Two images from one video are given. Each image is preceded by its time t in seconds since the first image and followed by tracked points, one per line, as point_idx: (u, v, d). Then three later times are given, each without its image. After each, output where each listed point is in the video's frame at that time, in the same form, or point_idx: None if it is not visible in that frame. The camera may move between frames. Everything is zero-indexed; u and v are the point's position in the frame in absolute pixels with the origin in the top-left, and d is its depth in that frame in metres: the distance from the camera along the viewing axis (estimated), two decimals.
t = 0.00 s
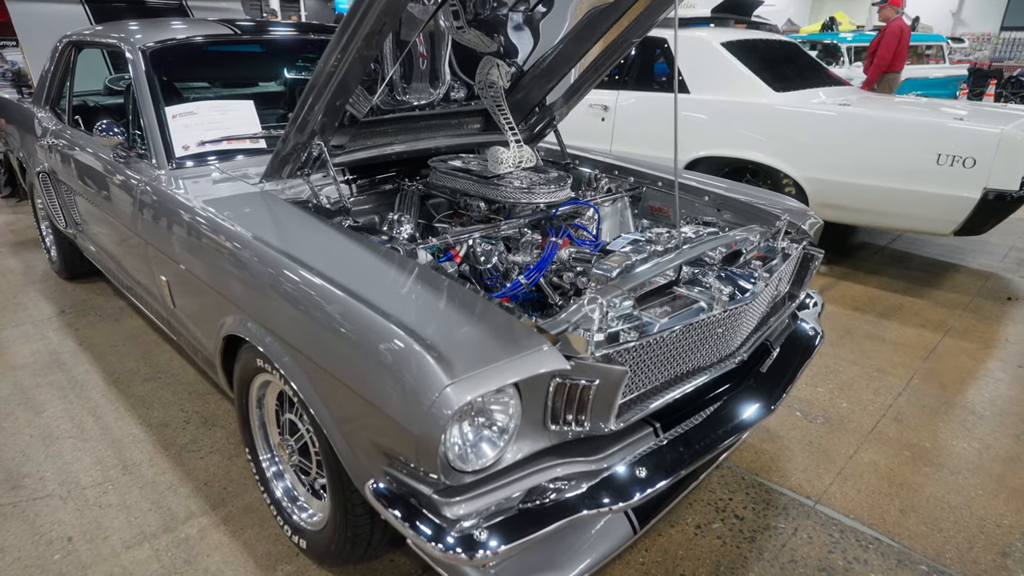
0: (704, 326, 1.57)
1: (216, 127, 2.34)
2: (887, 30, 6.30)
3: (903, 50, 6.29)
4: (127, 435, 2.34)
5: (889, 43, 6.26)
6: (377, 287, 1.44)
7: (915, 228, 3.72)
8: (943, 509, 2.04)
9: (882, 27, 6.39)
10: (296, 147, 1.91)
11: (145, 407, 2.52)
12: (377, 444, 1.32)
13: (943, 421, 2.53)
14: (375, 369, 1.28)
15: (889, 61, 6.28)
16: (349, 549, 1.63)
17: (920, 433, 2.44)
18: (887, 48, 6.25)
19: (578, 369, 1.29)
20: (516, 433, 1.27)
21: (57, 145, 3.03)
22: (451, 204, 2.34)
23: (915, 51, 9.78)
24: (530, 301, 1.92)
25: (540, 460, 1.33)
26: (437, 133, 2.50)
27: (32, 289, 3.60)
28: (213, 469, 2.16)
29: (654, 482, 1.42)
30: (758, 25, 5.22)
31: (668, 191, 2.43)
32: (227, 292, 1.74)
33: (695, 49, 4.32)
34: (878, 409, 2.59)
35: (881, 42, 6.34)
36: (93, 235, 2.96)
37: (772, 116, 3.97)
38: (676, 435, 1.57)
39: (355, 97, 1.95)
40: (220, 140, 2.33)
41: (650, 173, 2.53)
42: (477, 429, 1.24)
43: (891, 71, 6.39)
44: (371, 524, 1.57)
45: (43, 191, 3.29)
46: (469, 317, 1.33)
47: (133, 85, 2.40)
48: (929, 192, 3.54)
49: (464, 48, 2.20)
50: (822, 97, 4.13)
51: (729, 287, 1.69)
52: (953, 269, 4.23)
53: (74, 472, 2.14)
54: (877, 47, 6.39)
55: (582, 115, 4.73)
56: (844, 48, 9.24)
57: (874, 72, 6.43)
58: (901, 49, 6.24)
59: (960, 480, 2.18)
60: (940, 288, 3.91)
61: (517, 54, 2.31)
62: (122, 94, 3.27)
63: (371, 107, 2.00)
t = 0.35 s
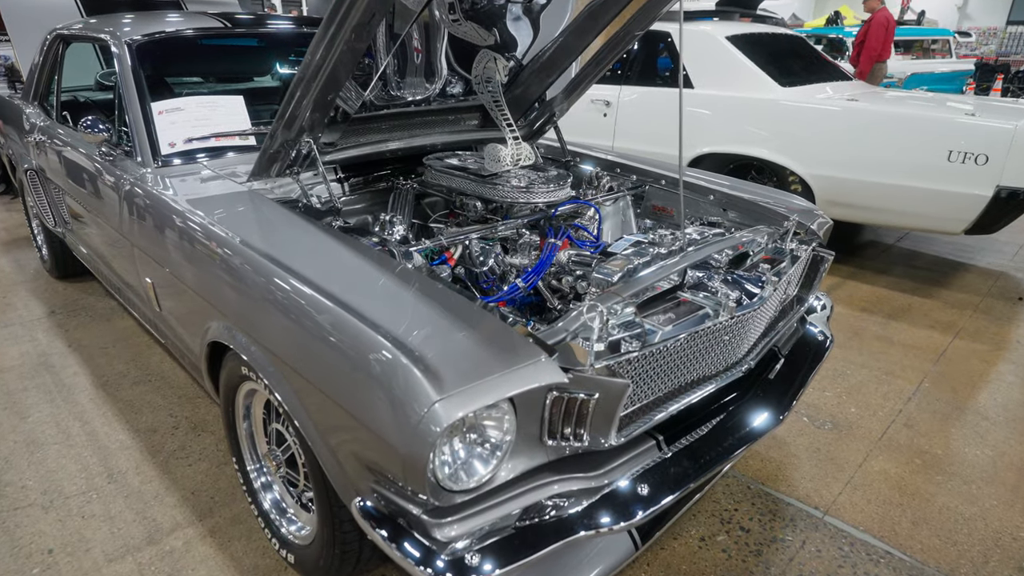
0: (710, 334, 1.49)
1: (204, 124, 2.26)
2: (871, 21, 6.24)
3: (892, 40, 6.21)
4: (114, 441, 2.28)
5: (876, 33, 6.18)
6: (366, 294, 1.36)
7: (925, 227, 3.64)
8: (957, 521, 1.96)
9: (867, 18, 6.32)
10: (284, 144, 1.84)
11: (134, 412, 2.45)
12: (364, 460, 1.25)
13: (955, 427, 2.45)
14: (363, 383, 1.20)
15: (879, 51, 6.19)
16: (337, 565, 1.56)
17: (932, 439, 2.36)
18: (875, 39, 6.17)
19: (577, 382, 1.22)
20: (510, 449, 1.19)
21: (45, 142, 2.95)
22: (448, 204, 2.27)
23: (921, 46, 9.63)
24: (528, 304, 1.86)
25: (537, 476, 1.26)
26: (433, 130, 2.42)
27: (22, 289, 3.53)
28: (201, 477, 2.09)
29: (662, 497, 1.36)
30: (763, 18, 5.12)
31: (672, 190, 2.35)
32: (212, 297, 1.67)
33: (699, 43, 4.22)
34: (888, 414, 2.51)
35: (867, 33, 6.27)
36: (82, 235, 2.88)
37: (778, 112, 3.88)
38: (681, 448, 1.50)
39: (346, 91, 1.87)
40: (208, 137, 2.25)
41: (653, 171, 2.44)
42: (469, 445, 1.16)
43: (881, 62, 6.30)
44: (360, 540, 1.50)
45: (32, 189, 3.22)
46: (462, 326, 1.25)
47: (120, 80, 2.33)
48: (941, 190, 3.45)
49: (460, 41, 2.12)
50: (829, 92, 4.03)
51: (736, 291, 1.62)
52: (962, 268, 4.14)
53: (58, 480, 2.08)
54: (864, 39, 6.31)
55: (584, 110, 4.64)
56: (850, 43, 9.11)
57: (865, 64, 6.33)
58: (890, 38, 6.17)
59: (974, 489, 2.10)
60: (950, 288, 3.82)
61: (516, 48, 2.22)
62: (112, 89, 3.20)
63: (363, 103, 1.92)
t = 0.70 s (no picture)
0: (714, 340, 1.42)
1: (190, 119, 2.19)
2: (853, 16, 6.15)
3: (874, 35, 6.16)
4: (99, 446, 2.22)
5: (859, 30, 6.12)
6: (351, 302, 1.29)
7: (933, 224, 3.56)
8: (967, 531, 1.90)
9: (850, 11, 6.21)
10: (269, 141, 1.76)
11: (121, 415, 2.39)
12: (348, 478, 1.18)
13: (965, 431, 2.38)
14: (347, 399, 1.13)
15: (862, 48, 6.15)
16: None
17: (941, 444, 2.29)
18: (858, 36, 6.12)
19: (572, 396, 1.15)
20: (500, 465, 1.13)
21: (31, 137, 2.88)
22: (442, 202, 2.20)
23: (926, 38, 9.49)
24: (523, 307, 1.79)
25: (531, 493, 1.20)
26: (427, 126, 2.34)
27: (11, 286, 3.47)
28: (188, 484, 2.03)
29: (670, 508, 1.32)
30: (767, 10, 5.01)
31: (673, 188, 2.27)
32: (195, 302, 1.60)
33: (702, 36, 4.12)
34: (896, 418, 2.44)
35: (850, 28, 6.19)
36: (69, 232, 2.82)
37: (783, 106, 3.79)
38: (683, 460, 1.44)
39: (335, 86, 1.79)
40: (194, 133, 2.19)
41: (654, 167, 2.37)
42: (456, 462, 1.10)
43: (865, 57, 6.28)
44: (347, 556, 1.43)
45: (21, 185, 3.16)
46: (451, 337, 1.18)
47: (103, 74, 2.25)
48: (950, 186, 3.37)
49: (453, 33, 2.04)
50: (835, 85, 3.94)
51: (740, 296, 1.54)
52: (970, 266, 4.06)
53: (41, 487, 2.02)
54: (847, 35, 6.25)
55: (584, 104, 4.56)
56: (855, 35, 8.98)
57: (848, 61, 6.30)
58: (872, 33, 6.12)
59: (985, 498, 2.04)
60: (958, 286, 3.74)
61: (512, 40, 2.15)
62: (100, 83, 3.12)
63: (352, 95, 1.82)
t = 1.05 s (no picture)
0: (716, 344, 1.34)
1: (174, 110, 2.12)
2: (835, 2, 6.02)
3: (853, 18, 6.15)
4: (85, 446, 2.16)
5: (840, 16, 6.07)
6: (333, 304, 1.21)
7: (942, 217, 3.48)
8: (978, 537, 1.84)
9: None
10: (252, 133, 1.68)
11: (108, 414, 2.33)
12: (329, 491, 1.12)
13: (975, 432, 2.32)
14: (328, 410, 1.06)
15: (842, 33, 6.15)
16: None
17: (950, 445, 2.23)
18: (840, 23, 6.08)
19: (565, 406, 1.08)
20: (488, 479, 1.06)
21: (16, 127, 2.81)
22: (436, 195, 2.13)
23: (934, 25, 9.32)
24: (518, 305, 1.73)
25: (523, 505, 1.13)
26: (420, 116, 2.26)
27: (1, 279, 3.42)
28: (175, 486, 1.98)
29: (678, 515, 1.27)
30: None
31: (675, 181, 2.19)
32: (176, 301, 1.54)
33: (706, 22, 4.01)
34: (903, 418, 2.37)
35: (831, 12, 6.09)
36: (55, 225, 2.75)
37: (789, 95, 3.70)
38: (686, 467, 1.39)
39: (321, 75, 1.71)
40: (178, 124, 2.12)
41: (656, 159, 2.29)
42: (441, 477, 1.03)
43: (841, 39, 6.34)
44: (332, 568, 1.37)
45: (7, 177, 3.09)
46: (436, 342, 1.11)
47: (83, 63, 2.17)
48: (960, 178, 3.29)
49: (447, 20, 1.96)
50: (843, 73, 3.84)
51: (744, 297, 1.47)
52: (979, 260, 3.97)
53: (24, 489, 1.97)
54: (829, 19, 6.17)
55: (585, 92, 4.46)
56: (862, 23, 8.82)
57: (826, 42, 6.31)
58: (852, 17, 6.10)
59: (997, 502, 1.97)
60: (967, 280, 3.66)
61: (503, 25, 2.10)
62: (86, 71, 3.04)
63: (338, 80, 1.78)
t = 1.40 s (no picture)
0: (715, 348, 1.28)
1: (157, 99, 2.05)
2: None
3: None
4: (71, 444, 2.12)
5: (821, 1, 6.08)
6: (311, 306, 1.15)
7: (950, 208, 3.40)
8: (985, 541, 1.79)
9: None
10: (234, 124, 1.62)
11: (95, 411, 2.29)
12: (306, 505, 1.06)
13: (982, 430, 2.26)
14: (304, 420, 1.01)
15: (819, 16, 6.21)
16: None
17: (956, 445, 2.17)
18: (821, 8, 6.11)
19: (553, 416, 1.02)
20: (473, 492, 1.00)
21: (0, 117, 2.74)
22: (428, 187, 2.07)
23: (942, 10, 9.16)
24: (511, 304, 1.67)
25: (510, 518, 1.07)
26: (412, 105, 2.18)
27: None
28: (161, 486, 1.93)
29: (686, 516, 1.25)
30: None
31: (675, 172, 2.12)
32: (155, 301, 1.48)
33: (710, 7, 3.90)
34: (908, 416, 2.32)
35: None
36: (40, 217, 2.69)
37: (795, 83, 3.60)
38: (686, 472, 1.34)
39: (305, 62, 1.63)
40: (162, 114, 2.06)
41: (655, 150, 2.21)
42: (422, 491, 0.98)
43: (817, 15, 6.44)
44: None
45: None
46: (418, 349, 1.05)
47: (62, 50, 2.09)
48: (969, 169, 3.21)
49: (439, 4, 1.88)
50: (850, 60, 3.74)
51: (745, 297, 1.41)
52: (986, 251, 3.90)
53: (6, 489, 1.93)
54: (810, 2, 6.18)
55: (585, 80, 4.37)
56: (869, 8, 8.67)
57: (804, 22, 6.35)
58: None
59: (1003, 505, 1.92)
60: (974, 272, 3.59)
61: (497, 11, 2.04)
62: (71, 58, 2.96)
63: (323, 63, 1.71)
